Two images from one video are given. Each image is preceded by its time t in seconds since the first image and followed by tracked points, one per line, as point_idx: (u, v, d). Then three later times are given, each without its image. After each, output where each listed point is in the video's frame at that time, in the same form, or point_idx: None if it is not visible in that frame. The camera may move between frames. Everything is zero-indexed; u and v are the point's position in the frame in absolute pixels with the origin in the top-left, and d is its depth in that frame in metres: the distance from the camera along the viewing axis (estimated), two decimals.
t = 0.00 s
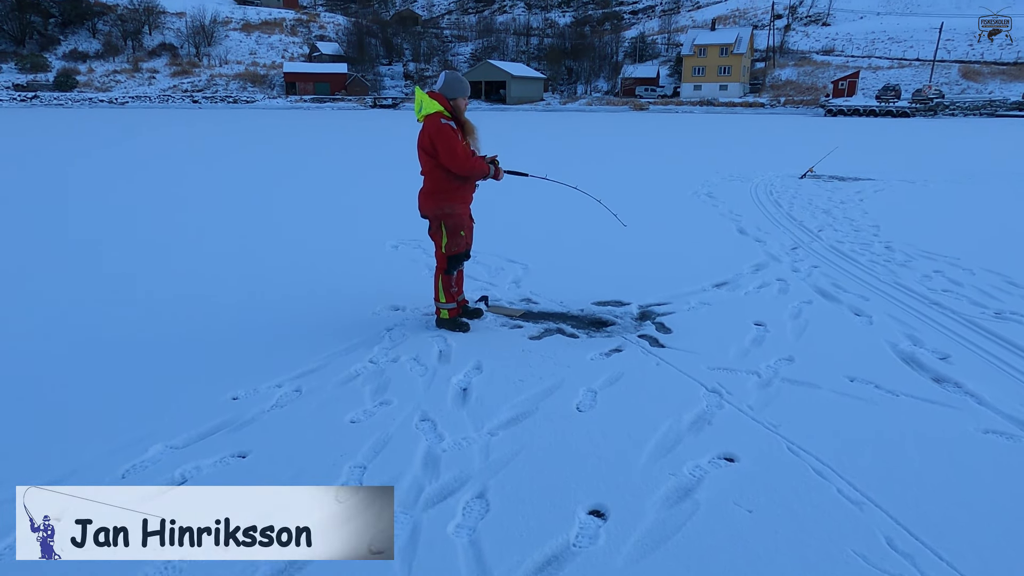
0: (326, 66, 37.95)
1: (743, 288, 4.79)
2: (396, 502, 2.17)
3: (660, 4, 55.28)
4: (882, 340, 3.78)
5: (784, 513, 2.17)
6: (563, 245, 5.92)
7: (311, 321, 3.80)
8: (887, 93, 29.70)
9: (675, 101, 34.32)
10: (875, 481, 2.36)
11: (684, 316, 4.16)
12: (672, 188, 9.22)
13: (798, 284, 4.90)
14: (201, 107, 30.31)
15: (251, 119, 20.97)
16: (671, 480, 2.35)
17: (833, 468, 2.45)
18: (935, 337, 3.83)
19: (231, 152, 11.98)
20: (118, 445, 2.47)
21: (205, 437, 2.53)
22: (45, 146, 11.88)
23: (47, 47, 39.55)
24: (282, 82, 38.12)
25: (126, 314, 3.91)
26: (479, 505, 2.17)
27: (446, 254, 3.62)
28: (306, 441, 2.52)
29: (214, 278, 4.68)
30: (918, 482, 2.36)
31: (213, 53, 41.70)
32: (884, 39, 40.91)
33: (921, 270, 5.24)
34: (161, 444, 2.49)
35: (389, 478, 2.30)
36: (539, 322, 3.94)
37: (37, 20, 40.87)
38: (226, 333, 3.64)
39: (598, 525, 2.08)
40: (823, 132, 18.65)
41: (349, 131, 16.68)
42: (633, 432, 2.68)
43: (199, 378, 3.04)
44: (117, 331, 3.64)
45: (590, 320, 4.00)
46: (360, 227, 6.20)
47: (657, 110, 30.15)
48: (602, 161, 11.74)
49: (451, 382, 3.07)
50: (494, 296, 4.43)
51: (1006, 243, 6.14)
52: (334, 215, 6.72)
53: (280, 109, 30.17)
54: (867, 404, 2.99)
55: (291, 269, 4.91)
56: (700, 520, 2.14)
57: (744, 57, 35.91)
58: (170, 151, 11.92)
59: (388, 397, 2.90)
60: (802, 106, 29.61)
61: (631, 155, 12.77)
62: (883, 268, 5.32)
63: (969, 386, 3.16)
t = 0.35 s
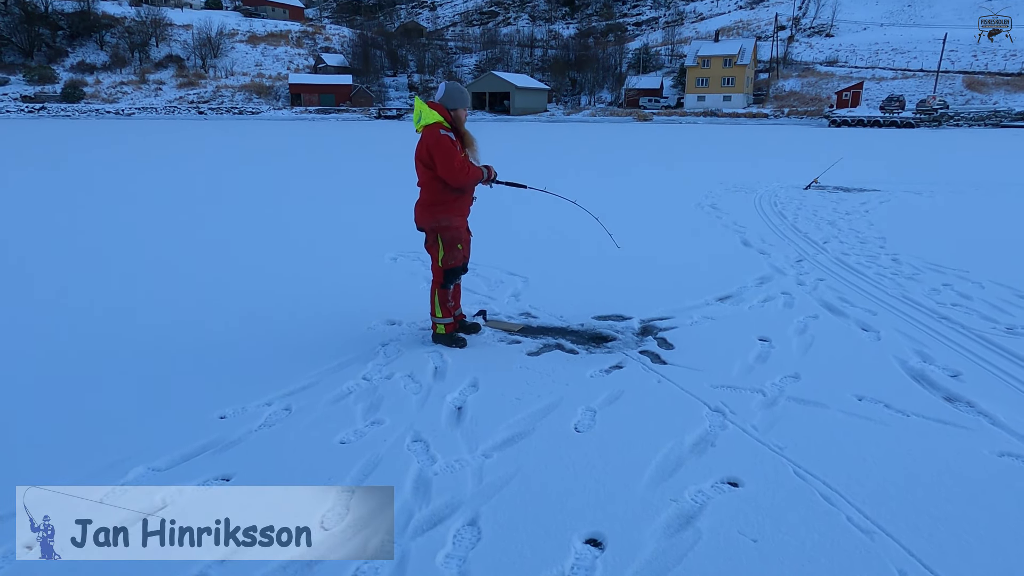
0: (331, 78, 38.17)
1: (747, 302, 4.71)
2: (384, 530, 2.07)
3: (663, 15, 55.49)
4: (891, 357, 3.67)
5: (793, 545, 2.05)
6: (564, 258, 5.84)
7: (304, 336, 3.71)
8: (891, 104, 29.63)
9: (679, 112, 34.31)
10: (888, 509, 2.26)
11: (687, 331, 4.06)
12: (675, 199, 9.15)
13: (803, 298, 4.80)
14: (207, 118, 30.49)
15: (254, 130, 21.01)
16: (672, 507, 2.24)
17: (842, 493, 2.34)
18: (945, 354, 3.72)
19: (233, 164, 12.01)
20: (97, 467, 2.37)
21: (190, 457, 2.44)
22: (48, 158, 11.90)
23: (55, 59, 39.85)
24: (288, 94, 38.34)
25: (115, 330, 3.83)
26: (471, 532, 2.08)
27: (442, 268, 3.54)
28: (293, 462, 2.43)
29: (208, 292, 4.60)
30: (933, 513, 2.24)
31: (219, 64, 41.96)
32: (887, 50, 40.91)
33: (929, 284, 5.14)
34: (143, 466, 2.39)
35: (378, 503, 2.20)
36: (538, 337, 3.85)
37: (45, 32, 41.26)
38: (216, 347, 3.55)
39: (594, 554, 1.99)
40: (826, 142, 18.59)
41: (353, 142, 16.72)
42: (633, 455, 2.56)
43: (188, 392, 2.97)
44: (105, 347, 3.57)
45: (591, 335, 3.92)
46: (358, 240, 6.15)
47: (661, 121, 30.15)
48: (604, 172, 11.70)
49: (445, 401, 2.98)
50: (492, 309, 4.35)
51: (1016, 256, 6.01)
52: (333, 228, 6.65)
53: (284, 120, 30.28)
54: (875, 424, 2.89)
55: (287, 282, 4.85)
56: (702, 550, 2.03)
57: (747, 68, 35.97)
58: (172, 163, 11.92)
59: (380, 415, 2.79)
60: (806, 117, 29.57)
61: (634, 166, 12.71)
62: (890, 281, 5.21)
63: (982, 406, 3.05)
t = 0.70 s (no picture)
0: (336, 92, 38.41)
1: (744, 318, 4.59)
2: (347, 562, 1.97)
3: (666, 30, 55.79)
4: (890, 377, 3.53)
5: None
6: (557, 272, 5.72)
7: (283, 354, 3.60)
8: (895, 117, 29.58)
9: (682, 125, 34.33)
10: (880, 545, 2.12)
11: (679, 350, 3.94)
12: (674, 213, 9.05)
13: (800, 314, 4.67)
14: (212, 133, 30.70)
15: (257, 145, 21.08)
16: (654, 541, 2.11)
17: (833, 525, 2.22)
18: (946, 374, 3.59)
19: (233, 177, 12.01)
20: (49, 497, 2.25)
21: (153, 484, 2.33)
22: (49, 174, 11.93)
23: (64, 75, 40.27)
24: (293, 108, 38.57)
25: (92, 345, 3.73)
26: (438, 568, 1.96)
27: (427, 284, 3.39)
28: (259, 490, 2.32)
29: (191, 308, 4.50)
30: (931, 548, 2.11)
31: (226, 80, 42.33)
32: (891, 63, 40.94)
33: (931, 299, 5.01)
34: (99, 495, 2.27)
35: (341, 536, 2.08)
36: (525, 355, 3.73)
37: (55, 48, 41.79)
38: (194, 365, 3.45)
39: None
40: (830, 155, 18.46)
41: (353, 156, 16.72)
42: (615, 483, 2.44)
43: (162, 412, 2.87)
44: (79, 365, 3.47)
45: (580, 354, 3.80)
46: (351, 254, 6.08)
47: (664, 134, 30.16)
48: (604, 185, 11.62)
49: (423, 424, 2.86)
50: (479, 327, 4.24)
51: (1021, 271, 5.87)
52: (324, 243, 6.57)
53: (289, 134, 30.43)
54: (871, 450, 2.76)
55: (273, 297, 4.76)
56: None
57: (751, 82, 35.99)
58: (172, 177, 11.91)
59: (353, 441, 2.68)
60: (809, 130, 29.51)
61: (635, 179, 12.64)
62: (891, 297, 5.09)
63: (986, 430, 2.91)
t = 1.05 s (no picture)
0: (342, 106, 38.67)
1: (738, 338, 4.47)
2: None
3: (671, 44, 56.02)
4: (887, 401, 3.41)
5: None
6: (550, 290, 5.64)
7: (263, 375, 3.51)
8: (901, 130, 29.46)
9: (687, 138, 34.33)
10: None
11: (670, 371, 3.83)
12: (673, 228, 8.97)
13: (797, 334, 4.55)
14: (219, 146, 30.93)
15: (263, 161, 21.21)
16: None
17: (821, 563, 2.10)
18: (946, 398, 3.46)
19: (234, 194, 12.03)
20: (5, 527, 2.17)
21: (113, 515, 2.25)
22: (52, 191, 12.00)
23: (73, 89, 40.72)
24: (299, 122, 38.82)
25: (68, 364, 3.65)
26: None
27: (409, 302, 3.26)
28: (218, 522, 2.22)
29: (174, 323, 4.43)
30: None
31: (233, 93, 42.66)
32: (896, 76, 40.88)
33: (933, 317, 4.88)
34: (53, 528, 2.18)
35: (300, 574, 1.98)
36: (510, 377, 3.63)
37: (65, 63, 42.33)
38: (169, 386, 3.36)
39: None
40: (834, 168, 18.35)
41: (355, 172, 16.77)
42: (595, 516, 2.33)
43: (127, 437, 2.78)
44: (50, 383, 3.37)
45: (567, 375, 3.69)
46: (342, 271, 6.01)
47: (669, 147, 30.17)
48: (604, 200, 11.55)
49: (398, 451, 2.75)
50: (466, 347, 4.13)
51: None
52: (317, 260, 6.52)
53: (295, 147, 30.60)
54: (867, 480, 2.64)
55: (260, 314, 4.69)
56: None
57: (755, 95, 35.99)
58: (174, 193, 11.96)
59: (324, 469, 2.58)
60: (814, 143, 29.42)
61: (637, 194, 12.60)
62: (891, 315, 4.96)
63: (987, 459, 2.78)
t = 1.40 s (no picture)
0: (349, 119, 38.92)
1: (743, 355, 4.34)
2: None
3: (677, 57, 56.18)
4: (899, 423, 3.27)
5: None
6: (551, 304, 5.53)
7: (252, 392, 3.41)
8: (908, 143, 29.35)
9: (693, 151, 34.28)
10: None
11: (673, 390, 3.69)
12: (678, 241, 8.85)
13: (805, 351, 4.40)
14: (227, 158, 31.15)
15: (269, 173, 21.29)
16: None
17: None
18: (964, 420, 3.31)
19: (238, 207, 12.04)
20: None
21: (78, 545, 2.13)
22: (58, 204, 12.05)
23: (84, 102, 41.20)
24: (306, 134, 39.08)
25: (55, 381, 3.56)
26: None
27: (401, 317, 3.14)
28: (190, 555, 2.09)
29: (165, 339, 4.34)
30: None
31: (242, 106, 42.99)
32: (902, 89, 40.78)
33: (945, 334, 4.73)
34: (17, 557, 2.07)
35: None
36: (505, 395, 3.51)
37: (76, 76, 42.86)
38: (154, 404, 3.26)
39: None
40: (842, 181, 18.20)
41: (360, 185, 16.81)
42: (592, 547, 2.21)
43: (106, 458, 2.67)
44: (32, 401, 3.28)
45: (566, 394, 3.57)
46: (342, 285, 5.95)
47: (675, 160, 30.13)
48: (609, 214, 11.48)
49: (385, 475, 2.62)
50: (462, 363, 4.01)
51: None
52: (316, 274, 6.44)
53: (302, 160, 30.79)
54: (880, 508, 2.49)
55: (253, 328, 4.61)
56: None
57: (761, 108, 35.93)
58: (177, 206, 11.97)
59: (307, 494, 2.46)
60: (821, 156, 29.32)
61: (642, 207, 12.51)
62: (901, 331, 4.82)
63: (1005, 487, 2.64)
